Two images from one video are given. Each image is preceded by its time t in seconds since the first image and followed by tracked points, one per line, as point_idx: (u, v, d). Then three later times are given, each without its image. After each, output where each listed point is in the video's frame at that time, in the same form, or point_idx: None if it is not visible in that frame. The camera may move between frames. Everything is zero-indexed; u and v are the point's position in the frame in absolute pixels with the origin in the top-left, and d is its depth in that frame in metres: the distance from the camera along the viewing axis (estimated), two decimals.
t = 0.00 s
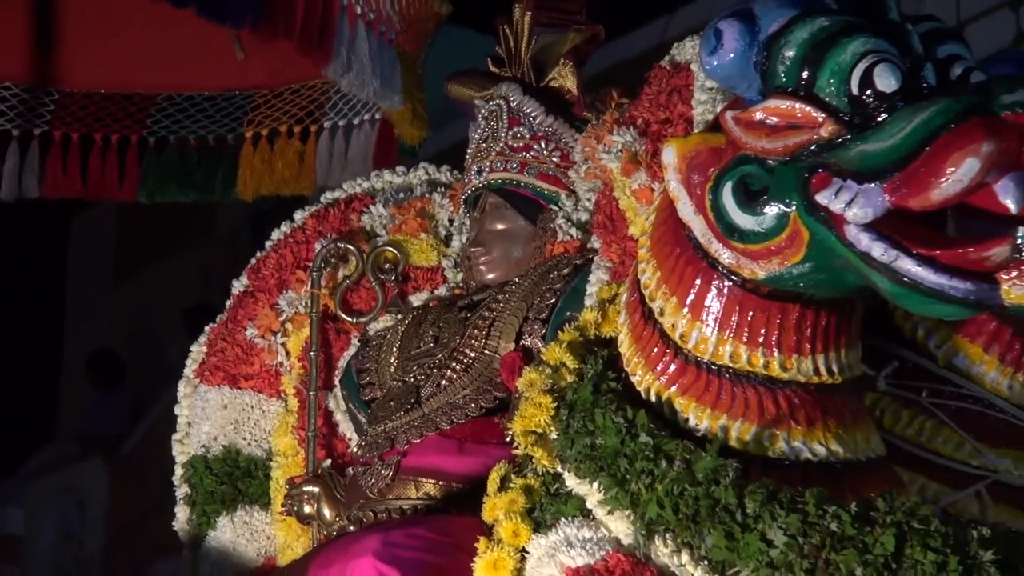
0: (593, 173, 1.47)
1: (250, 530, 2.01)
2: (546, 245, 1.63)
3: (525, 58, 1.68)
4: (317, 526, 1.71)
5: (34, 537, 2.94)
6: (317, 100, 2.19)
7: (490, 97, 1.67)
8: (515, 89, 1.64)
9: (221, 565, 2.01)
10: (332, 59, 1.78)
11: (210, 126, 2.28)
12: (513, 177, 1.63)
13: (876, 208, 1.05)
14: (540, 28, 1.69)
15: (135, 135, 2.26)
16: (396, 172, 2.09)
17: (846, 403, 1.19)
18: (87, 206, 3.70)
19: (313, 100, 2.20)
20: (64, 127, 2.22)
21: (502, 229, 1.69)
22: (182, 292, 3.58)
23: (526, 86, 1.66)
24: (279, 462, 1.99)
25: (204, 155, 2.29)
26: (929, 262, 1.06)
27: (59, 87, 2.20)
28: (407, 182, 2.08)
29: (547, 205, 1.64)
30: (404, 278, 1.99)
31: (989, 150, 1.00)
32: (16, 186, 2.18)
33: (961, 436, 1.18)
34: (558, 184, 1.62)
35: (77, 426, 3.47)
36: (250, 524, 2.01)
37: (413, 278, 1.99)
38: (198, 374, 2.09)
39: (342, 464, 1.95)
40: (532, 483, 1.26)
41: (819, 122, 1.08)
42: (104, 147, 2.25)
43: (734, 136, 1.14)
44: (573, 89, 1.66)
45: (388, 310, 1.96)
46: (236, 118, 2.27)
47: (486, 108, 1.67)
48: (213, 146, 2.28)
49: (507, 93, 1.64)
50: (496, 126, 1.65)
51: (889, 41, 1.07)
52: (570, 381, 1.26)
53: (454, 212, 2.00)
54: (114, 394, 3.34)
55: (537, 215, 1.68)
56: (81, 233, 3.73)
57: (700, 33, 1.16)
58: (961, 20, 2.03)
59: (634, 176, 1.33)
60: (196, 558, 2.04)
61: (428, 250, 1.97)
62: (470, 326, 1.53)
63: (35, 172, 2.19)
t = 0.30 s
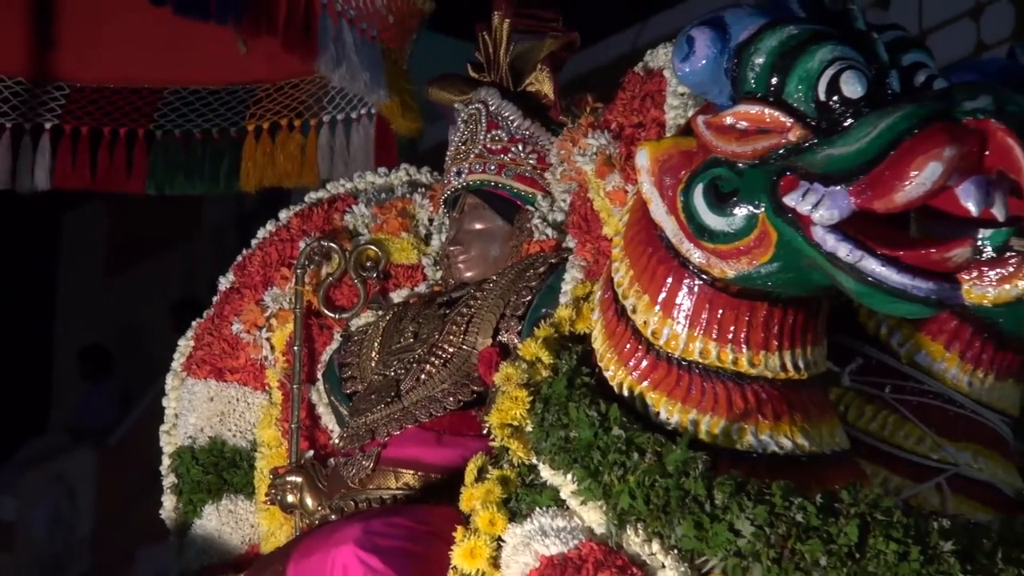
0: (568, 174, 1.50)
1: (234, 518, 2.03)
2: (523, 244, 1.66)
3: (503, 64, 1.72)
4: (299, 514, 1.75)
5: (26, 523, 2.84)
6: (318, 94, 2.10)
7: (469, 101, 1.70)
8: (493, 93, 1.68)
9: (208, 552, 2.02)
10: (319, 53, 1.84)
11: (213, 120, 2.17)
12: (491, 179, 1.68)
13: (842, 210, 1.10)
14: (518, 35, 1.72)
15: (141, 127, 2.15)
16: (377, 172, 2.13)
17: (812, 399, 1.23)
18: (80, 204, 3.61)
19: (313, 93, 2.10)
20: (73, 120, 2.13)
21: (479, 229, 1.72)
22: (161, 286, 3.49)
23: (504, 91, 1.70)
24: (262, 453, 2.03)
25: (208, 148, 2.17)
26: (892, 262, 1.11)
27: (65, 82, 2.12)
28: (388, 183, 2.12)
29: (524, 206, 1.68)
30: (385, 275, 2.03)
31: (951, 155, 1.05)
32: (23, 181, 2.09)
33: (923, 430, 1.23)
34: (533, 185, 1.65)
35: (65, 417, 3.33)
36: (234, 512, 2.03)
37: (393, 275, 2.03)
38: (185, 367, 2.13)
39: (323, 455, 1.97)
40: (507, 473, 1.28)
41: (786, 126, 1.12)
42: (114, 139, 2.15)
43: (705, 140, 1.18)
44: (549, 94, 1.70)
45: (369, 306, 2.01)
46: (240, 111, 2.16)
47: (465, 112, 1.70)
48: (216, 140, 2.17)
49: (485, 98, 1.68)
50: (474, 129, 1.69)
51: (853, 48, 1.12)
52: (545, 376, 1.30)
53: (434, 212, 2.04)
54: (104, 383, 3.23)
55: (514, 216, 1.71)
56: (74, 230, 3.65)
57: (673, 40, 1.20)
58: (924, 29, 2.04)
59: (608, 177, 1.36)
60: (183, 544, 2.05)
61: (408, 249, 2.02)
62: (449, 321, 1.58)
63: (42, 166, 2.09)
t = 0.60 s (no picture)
0: (552, 174, 1.55)
1: (230, 506, 2.08)
2: (509, 241, 1.71)
3: (488, 66, 1.75)
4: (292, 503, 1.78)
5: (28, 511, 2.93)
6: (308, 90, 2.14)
7: (456, 102, 1.74)
8: (479, 95, 1.71)
9: (203, 540, 2.08)
10: (286, 47, 1.85)
11: (211, 113, 2.23)
12: (477, 178, 1.71)
13: (816, 207, 1.15)
14: (503, 39, 1.75)
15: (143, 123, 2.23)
16: (367, 172, 2.16)
17: (788, 390, 1.28)
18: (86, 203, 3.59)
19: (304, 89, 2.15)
20: (78, 117, 2.21)
21: (466, 227, 1.76)
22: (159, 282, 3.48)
23: (490, 92, 1.73)
24: (257, 443, 2.07)
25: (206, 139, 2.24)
26: (865, 257, 1.15)
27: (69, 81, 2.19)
28: (378, 183, 2.15)
29: (509, 203, 1.72)
30: (375, 271, 2.06)
31: (922, 153, 1.10)
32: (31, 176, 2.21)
33: (896, 420, 1.28)
34: (519, 184, 1.69)
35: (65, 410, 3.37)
36: (229, 501, 2.09)
37: (383, 271, 2.06)
38: (182, 360, 2.17)
39: (315, 445, 2.03)
40: (493, 463, 1.33)
41: (763, 126, 1.16)
42: (115, 134, 2.22)
43: (684, 139, 1.22)
44: (534, 95, 1.74)
45: (360, 300, 2.04)
46: (237, 105, 2.22)
47: (452, 112, 1.74)
48: (214, 133, 2.23)
49: (472, 99, 1.72)
50: (461, 130, 1.73)
51: (827, 50, 1.15)
52: (530, 368, 1.34)
53: (422, 210, 2.07)
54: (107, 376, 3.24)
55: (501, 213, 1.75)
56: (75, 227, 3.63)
57: (653, 42, 1.23)
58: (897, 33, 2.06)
59: (591, 176, 1.41)
60: (180, 532, 2.10)
61: (398, 245, 2.04)
62: (437, 316, 1.62)
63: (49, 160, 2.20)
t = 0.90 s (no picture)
0: (541, 168, 1.59)
1: (229, 491, 2.13)
2: (499, 234, 1.74)
3: (480, 64, 1.79)
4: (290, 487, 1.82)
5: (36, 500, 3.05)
6: (289, 81, 2.17)
7: (448, 99, 1.78)
8: (471, 92, 1.75)
9: (203, 523, 2.14)
10: (292, 48, 1.87)
11: (191, 105, 2.23)
12: (469, 172, 1.75)
13: (798, 200, 1.18)
14: (494, 38, 1.79)
15: (124, 114, 2.20)
16: (362, 167, 2.20)
17: (770, 377, 1.33)
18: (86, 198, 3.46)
19: (285, 81, 2.17)
20: (61, 107, 2.16)
21: (458, 220, 1.80)
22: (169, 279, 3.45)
23: (482, 89, 1.77)
24: (256, 430, 2.10)
25: (187, 131, 2.24)
26: (845, 249, 1.19)
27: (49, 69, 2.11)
28: (372, 177, 2.20)
29: (500, 197, 1.76)
30: (370, 263, 2.09)
31: (899, 148, 1.13)
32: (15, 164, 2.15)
33: (874, 407, 1.33)
34: (509, 178, 1.74)
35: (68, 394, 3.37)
36: (229, 485, 2.13)
37: (378, 263, 2.09)
38: (183, 349, 2.21)
39: (313, 432, 2.06)
40: (485, 448, 1.37)
41: (746, 122, 1.20)
42: (97, 125, 2.19)
43: (669, 135, 1.26)
44: (524, 92, 1.76)
45: (356, 291, 2.07)
46: (216, 97, 2.22)
47: (445, 109, 1.78)
48: (195, 124, 2.23)
49: (464, 96, 1.76)
50: (453, 126, 1.77)
51: (808, 48, 1.19)
52: (520, 356, 1.39)
53: (416, 203, 2.11)
54: (109, 366, 3.30)
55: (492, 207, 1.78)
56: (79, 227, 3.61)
57: (639, 40, 1.27)
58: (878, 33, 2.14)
59: (579, 170, 1.44)
60: (181, 516, 2.16)
61: (392, 238, 2.08)
62: (430, 307, 1.67)
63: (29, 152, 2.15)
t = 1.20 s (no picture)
0: (535, 163, 1.63)
1: (233, 476, 2.16)
2: (494, 227, 1.77)
3: (475, 62, 1.83)
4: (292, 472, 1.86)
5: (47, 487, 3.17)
6: (284, 75, 2.16)
7: (444, 96, 1.82)
8: (466, 90, 1.79)
9: (207, 508, 2.17)
10: (281, 42, 1.91)
11: (189, 97, 2.22)
12: (465, 167, 1.78)
13: (783, 193, 1.22)
14: (489, 37, 1.82)
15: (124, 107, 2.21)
16: (361, 161, 2.24)
17: (757, 364, 1.37)
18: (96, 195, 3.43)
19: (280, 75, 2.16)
20: (63, 101, 2.18)
21: (454, 213, 1.84)
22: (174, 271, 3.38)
23: (477, 87, 1.81)
24: (258, 417, 2.14)
25: (185, 124, 2.25)
26: (830, 241, 1.23)
27: (53, 66, 2.15)
28: (371, 172, 2.23)
29: (495, 191, 1.79)
30: (369, 255, 2.13)
31: (883, 143, 1.17)
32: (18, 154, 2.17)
33: (857, 394, 1.37)
34: (503, 172, 1.76)
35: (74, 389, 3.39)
36: (233, 471, 2.16)
37: (376, 255, 2.13)
38: (188, 338, 2.25)
39: (314, 418, 2.09)
40: (481, 434, 1.41)
41: (734, 118, 1.24)
42: (97, 118, 2.20)
43: (659, 131, 1.30)
44: (518, 90, 1.81)
45: (355, 283, 2.12)
46: (213, 90, 2.21)
47: (441, 106, 1.82)
48: (192, 116, 2.23)
49: (459, 93, 1.79)
50: (449, 123, 1.80)
51: (794, 47, 1.23)
52: (515, 345, 1.43)
53: (413, 197, 2.16)
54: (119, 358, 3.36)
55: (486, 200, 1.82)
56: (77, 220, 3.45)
57: (630, 39, 1.31)
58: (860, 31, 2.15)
59: (572, 165, 1.49)
60: (186, 501, 2.20)
61: (390, 231, 2.12)
62: (427, 297, 1.71)
63: (31, 144, 2.16)
